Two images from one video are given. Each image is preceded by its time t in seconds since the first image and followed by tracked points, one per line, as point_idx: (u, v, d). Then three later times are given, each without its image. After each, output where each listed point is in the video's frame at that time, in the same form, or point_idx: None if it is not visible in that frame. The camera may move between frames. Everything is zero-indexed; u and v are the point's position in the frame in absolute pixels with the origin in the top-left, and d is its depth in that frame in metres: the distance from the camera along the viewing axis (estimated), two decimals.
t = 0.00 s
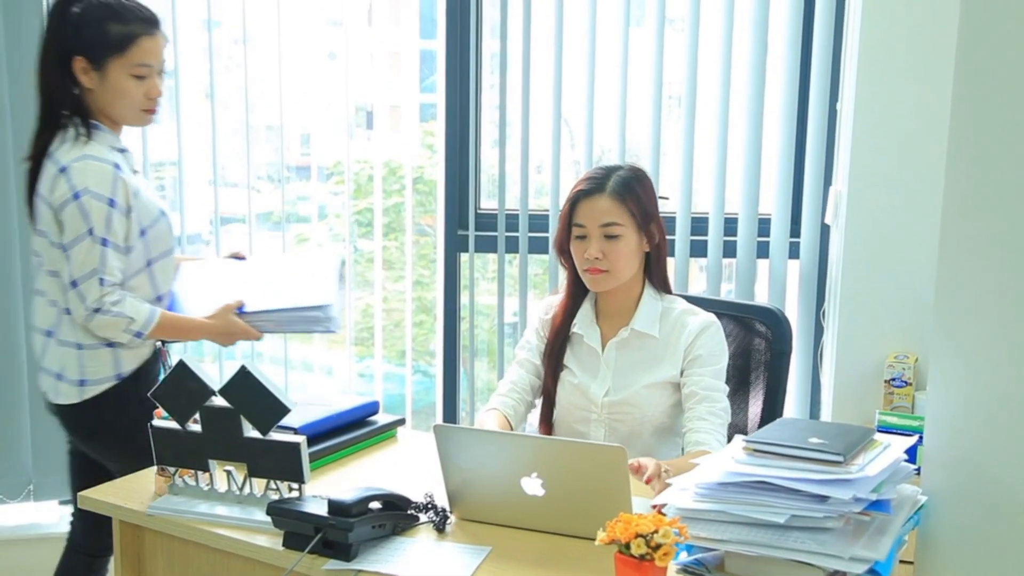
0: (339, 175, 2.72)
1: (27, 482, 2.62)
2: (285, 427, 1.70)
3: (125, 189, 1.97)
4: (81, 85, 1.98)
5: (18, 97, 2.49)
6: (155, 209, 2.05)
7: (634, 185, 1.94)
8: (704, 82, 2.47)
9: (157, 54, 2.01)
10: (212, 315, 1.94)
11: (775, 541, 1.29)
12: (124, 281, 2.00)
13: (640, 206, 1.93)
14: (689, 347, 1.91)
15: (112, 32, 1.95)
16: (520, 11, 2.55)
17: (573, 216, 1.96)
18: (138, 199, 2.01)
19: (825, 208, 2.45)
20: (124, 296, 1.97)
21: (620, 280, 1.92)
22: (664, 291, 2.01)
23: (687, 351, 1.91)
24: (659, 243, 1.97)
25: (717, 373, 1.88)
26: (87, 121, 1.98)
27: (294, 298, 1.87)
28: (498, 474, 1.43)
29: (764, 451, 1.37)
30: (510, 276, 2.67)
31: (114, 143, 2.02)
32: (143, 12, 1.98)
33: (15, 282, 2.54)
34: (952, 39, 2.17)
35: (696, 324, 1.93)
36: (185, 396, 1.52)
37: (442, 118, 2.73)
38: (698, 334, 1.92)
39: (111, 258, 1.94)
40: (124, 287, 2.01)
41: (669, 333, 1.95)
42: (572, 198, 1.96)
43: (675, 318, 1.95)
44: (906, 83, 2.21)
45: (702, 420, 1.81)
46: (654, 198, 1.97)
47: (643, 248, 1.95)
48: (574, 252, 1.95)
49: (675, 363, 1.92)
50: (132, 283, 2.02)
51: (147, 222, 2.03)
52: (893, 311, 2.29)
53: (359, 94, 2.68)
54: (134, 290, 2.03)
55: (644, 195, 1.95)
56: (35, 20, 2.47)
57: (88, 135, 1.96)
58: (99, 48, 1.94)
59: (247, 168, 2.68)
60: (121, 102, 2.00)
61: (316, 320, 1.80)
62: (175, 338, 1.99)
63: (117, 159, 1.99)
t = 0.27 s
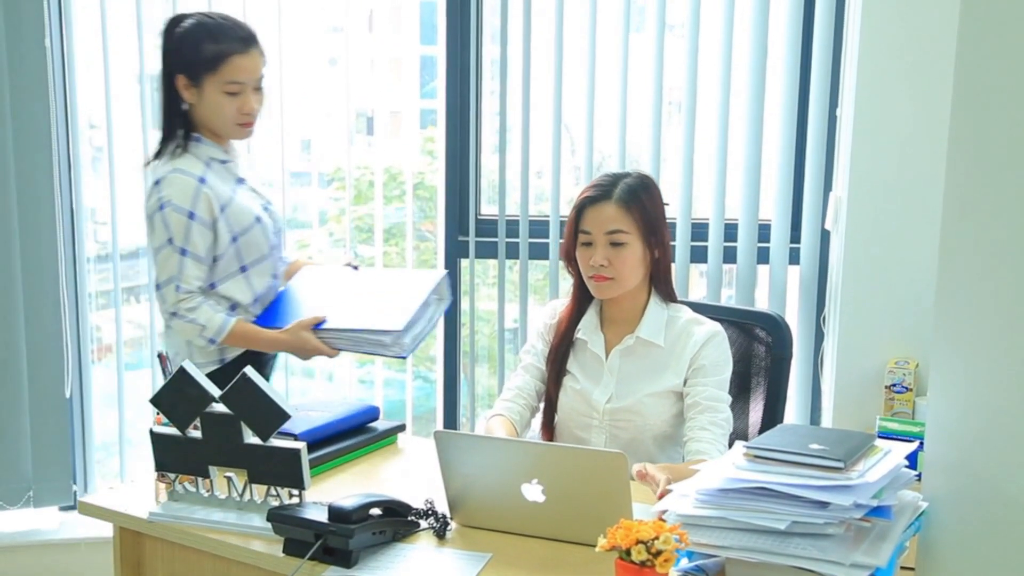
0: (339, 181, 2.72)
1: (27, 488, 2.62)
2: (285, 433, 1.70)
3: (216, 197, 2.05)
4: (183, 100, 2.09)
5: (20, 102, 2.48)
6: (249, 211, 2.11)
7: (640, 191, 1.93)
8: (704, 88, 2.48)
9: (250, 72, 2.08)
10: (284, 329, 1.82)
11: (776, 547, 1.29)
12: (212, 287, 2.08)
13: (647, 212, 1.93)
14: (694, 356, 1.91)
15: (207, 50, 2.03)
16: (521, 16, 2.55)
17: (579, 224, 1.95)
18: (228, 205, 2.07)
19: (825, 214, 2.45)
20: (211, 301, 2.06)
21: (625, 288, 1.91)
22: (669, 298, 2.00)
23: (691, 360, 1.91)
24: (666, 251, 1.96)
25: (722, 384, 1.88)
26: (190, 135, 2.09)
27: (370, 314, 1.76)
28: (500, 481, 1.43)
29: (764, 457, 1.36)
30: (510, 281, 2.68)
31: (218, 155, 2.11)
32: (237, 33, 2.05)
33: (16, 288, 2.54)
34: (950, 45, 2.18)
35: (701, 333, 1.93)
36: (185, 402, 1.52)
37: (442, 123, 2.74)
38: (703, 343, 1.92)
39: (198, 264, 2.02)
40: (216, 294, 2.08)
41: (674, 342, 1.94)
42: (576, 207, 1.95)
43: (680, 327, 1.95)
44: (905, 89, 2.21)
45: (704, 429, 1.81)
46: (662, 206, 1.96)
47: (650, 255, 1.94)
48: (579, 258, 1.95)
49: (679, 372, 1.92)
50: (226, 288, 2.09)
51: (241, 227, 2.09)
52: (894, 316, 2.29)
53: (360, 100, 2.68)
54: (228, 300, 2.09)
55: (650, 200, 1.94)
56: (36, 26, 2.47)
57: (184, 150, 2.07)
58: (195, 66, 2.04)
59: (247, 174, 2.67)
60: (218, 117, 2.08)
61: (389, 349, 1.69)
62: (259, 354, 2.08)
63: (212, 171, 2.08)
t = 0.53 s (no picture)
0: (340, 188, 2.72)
1: (27, 495, 2.62)
2: (286, 440, 1.70)
3: (277, 196, 2.09)
4: (270, 104, 2.11)
5: (21, 109, 2.49)
6: (311, 213, 2.14)
7: (644, 200, 1.93)
8: (704, 95, 2.48)
9: (323, 79, 2.06)
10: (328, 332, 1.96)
11: (776, 555, 1.29)
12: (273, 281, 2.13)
13: (651, 221, 1.93)
14: (700, 365, 1.91)
15: (282, 56, 2.05)
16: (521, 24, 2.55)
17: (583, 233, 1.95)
18: (289, 204, 2.11)
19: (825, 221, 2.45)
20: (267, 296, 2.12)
21: (629, 296, 1.91)
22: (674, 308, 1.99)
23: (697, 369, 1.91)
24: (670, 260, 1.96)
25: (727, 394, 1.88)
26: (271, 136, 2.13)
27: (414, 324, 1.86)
28: (502, 488, 1.42)
29: (765, 464, 1.36)
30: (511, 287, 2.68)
31: (298, 156, 2.14)
32: (311, 40, 2.05)
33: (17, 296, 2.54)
34: (949, 53, 2.18)
35: (707, 343, 1.92)
36: (186, 409, 1.52)
37: (443, 131, 2.76)
38: (709, 352, 1.91)
39: (251, 260, 2.07)
40: (274, 289, 2.13)
41: (680, 350, 1.94)
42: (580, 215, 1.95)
43: (686, 335, 1.94)
44: (905, 96, 2.21)
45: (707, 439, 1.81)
46: (666, 214, 1.96)
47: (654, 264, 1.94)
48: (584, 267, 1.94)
49: (685, 381, 1.92)
50: (282, 283, 2.13)
51: (301, 228, 2.12)
52: (895, 324, 2.29)
53: (361, 108, 2.68)
54: (285, 295, 2.14)
55: (655, 210, 1.94)
56: (38, 34, 2.47)
57: (262, 150, 2.11)
58: (275, 71, 2.06)
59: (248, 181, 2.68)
60: (297, 121, 2.09)
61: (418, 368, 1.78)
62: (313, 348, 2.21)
63: (289, 171, 2.12)
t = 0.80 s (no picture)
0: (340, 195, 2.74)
1: (27, 502, 2.62)
2: (286, 446, 1.70)
3: (328, 203, 2.07)
4: (339, 116, 2.08)
5: (21, 116, 2.49)
6: (365, 222, 2.09)
7: (652, 206, 1.93)
8: (704, 101, 2.48)
9: (380, 95, 1.99)
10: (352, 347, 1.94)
11: (777, 562, 1.29)
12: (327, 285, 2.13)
13: (659, 228, 1.92)
14: (708, 374, 1.90)
15: (341, 73, 2.00)
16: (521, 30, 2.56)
17: (592, 238, 1.96)
18: (340, 212, 2.08)
19: (826, 228, 2.46)
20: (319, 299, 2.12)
21: (635, 302, 1.91)
22: (683, 316, 1.99)
23: (705, 379, 1.91)
24: (678, 267, 1.96)
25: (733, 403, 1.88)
26: (339, 146, 2.10)
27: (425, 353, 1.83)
28: (504, 493, 1.42)
29: (766, 471, 1.36)
30: (512, 293, 2.67)
31: (363, 166, 2.10)
32: (367, 57, 1.98)
33: (17, 302, 2.54)
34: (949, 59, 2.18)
35: (716, 352, 1.92)
36: (187, 416, 1.52)
37: (443, 137, 2.76)
38: (718, 362, 1.91)
39: (300, 264, 2.06)
40: (329, 293, 2.13)
41: (689, 359, 1.93)
42: (588, 221, 1.96)
43: (694, 343, 1.94)
44: (905, 103, 2.21)
45: (713, 446, 1.80)
46: (675, 222, 1.96)
47: (661, 271, 1.94)
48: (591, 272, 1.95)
49: (692, 390, 1.91)
50: (336, 288, 2.12)
51: (353, 237, 2.09)
52: (895, 330, 2.29)
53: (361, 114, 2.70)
54: (339, 301, 2.12)
55: (664, 216, 1.93)
56: (39, 42, 2.48)
57: (329, 158, 2.09)
58: (337, 87, 2.01)
59: (249, 187, 2.68)
60: (362, 137, 2.04)
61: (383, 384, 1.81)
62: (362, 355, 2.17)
63: (349, 180, 2.09)
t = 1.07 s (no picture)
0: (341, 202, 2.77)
1: (27, 509, 2.61)
2: (287, 453, 1.70)
3: (367, 201, 2.16)
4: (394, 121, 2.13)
5: (21, 123, 2.49)
6: (398, 226, 2.16)
7: (637, 212, 1.88)
8: (705, 108, 2.48)
9: (428, 100, 2.00)
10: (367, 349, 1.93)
11: (778, 569, 1.30)
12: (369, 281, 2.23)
13: (640, 234, 1.87)
14: (715, 386, 1.87)
15: (392, 77, 2.03)
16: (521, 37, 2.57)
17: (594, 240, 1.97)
18: (378, 212, 2.17)
19: (825, 235, 2.46)
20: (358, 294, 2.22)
21: (616, 308, 1.90)
22: (694, 330, 1.92)
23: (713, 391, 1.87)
24: (676, 281, 1.88)
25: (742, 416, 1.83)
26: (390, 147, 2.17)
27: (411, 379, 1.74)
28: (505, 502, 1.42)
29: (767, 478, 1.35)
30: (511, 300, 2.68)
31: (411, 168, 2.16)
32: (415, 63, 2.01)
33: (17, 309, 2.54)
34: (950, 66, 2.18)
35: (724, 365, 1.89)
36: (187, 423, 1.52)
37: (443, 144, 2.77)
38: (726, 374, 1.88)
39: (337, 258, 2.18)
40: (369, 289, 2.22)
41: (697, 370, 1.90)
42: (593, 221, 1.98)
43: (704, 355, 1.91)
44: (906, 109, 2.22)
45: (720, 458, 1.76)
46: (681, 233, 1.88)
47: (652, 282, 1.88)
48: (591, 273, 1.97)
49: (698, 401, 1.87)
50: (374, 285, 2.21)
51: (387, 237, 2.17)
52: (896, 337, 2.29)
53: (361, 121, 2.73)
54: (375, 298, 2.21)
55: (651, 223, 1.87)
56: (40, 49, 2.48)
57: (378, 157, 2.17)
58: (390, 91, 2.05)
59: (249, 194, 2.69)
60: (414, 141, 2.07)
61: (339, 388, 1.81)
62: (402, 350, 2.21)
63: (392, 180, 2.16)
